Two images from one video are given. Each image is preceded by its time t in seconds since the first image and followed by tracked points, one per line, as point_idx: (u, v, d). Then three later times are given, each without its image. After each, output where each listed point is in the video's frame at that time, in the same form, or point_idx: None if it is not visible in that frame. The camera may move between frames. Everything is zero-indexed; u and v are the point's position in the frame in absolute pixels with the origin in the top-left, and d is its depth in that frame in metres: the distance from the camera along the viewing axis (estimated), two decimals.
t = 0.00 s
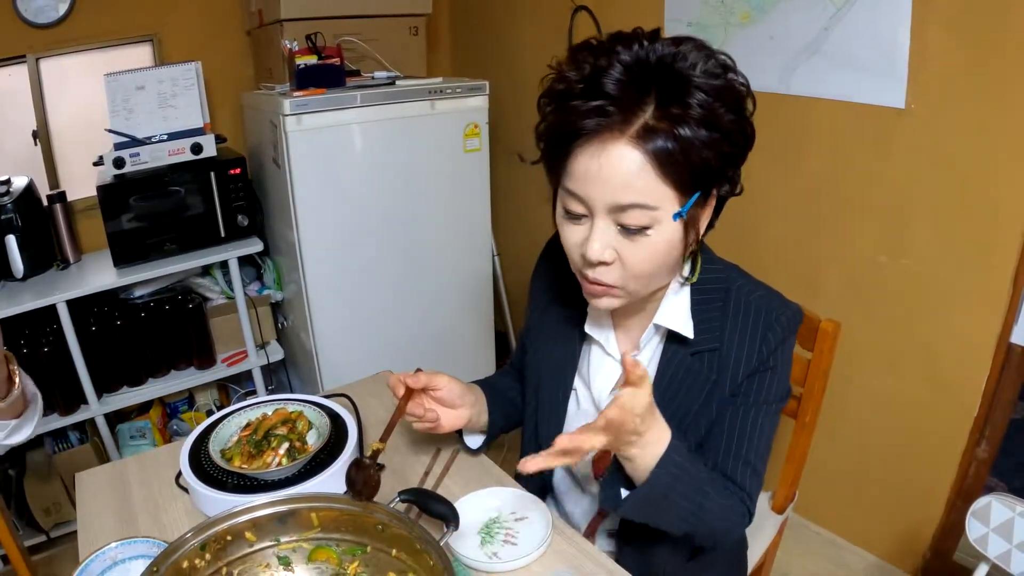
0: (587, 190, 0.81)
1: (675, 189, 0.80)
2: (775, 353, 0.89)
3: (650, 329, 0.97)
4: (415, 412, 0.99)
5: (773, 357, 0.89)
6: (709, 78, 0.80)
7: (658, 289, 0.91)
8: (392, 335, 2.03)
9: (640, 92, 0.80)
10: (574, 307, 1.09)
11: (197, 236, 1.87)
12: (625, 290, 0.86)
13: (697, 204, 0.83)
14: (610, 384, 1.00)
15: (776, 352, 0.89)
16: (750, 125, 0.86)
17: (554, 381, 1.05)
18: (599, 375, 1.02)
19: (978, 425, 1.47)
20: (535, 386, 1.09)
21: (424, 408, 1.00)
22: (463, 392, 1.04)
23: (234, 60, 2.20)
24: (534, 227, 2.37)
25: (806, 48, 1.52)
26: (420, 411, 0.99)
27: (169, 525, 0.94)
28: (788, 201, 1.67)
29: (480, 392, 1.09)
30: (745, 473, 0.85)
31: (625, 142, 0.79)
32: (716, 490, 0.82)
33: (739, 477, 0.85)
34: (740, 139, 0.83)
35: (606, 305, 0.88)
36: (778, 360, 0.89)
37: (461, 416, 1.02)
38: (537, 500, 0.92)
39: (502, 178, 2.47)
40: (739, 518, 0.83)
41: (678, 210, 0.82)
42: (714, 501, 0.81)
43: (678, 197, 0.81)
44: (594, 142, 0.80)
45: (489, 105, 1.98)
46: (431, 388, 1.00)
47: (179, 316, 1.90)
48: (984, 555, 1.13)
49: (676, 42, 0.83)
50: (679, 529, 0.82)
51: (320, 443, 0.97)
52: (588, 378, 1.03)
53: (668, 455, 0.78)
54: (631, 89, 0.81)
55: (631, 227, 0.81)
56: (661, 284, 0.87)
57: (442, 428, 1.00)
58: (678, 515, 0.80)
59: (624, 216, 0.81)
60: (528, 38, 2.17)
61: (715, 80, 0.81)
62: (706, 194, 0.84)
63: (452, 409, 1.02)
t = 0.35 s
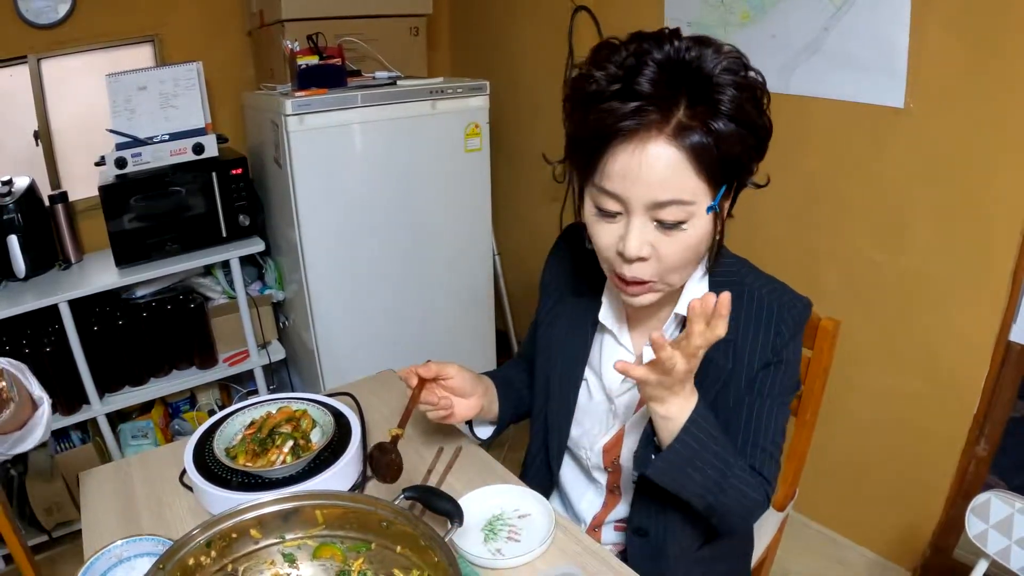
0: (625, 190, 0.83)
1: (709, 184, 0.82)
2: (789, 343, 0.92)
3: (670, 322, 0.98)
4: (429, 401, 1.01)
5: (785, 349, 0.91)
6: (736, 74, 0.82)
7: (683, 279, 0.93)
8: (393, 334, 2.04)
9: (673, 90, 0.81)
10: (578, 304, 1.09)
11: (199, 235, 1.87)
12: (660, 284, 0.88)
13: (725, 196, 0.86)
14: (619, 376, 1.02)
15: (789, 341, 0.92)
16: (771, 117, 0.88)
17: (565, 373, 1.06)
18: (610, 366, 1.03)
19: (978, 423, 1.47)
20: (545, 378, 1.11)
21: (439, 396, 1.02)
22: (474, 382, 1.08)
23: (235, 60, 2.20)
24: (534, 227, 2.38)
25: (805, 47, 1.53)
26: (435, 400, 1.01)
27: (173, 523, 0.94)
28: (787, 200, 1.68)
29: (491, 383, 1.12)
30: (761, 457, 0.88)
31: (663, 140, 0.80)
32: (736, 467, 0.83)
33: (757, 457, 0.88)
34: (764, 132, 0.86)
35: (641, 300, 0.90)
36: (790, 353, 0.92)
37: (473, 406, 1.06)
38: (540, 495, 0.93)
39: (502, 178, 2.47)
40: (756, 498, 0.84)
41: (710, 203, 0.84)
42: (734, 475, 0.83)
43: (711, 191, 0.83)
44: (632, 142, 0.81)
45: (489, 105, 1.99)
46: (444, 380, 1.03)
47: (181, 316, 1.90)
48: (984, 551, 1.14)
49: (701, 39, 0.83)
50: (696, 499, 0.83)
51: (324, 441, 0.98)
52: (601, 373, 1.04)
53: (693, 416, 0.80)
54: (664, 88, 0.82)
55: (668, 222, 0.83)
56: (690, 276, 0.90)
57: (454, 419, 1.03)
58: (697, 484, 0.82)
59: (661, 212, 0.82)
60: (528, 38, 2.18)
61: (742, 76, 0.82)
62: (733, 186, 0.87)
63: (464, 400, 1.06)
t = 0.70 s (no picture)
0: (645, 182, 0.83)
1: (727, 178, 0.83)
2: (798, 334, 0.94)
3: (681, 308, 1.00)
4: (439, 388, 1.04)
5: (794, 338, 0.94)
6: (754, 72, 0.83)
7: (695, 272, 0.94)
8: (395, 333, 2.04)
9: (694, 88, 0.82)
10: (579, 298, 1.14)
11: (199, 235, 1.88)
12: (675, 275, 0.89)
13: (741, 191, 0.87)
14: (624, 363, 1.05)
15: (799, 332, 0.94)
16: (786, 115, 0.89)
17: (574, 361, 1.10)
18: (616, 356, 1.06)
19: (977, 421, 1.48)
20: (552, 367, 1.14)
21: (448, 383, 1.05)
22: (481, 369, 1.09)
23: (235, 60, 2.21)
24: (534, 226, 2.38)
25: (804, 47, 1.53)
26: (444, 387, 1.04)
27: (175, 521, 0.95)
28: (787, 199, 1.69)
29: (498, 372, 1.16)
30: (769, 444, 0.90)
31: (683, 136, 0.81)
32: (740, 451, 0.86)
33: (764, 443, 0.90)
34: (779, 129, 0.87)
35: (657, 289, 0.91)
36: (799, 342, 0.94)
37: (481, 394, 1.08)
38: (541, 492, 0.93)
39: (502, 177, 2.48)
40: (763, 485, 0.86)
41: (727, 197, 0.85)
42: (737, 457, 0.85)
43: (728, 186, 0.84)
44: (652, 136, 0.82)
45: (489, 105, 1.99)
46: (452, 368, 1.05)
47: (181, 316, 1.90)
48: (983, 548, 1.15)
49: (721, 38, 0.85)
50: (698, 479, 0.86)
51: (326, 439, 0.98)
52: (608, 362, 1.06)
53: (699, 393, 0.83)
54: (686, 85, 0.82)
55: (685, 215, 0.84)
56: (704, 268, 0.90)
57: (465, 404, 1.07)
58: (701, 463, 0.85)
59: (679, 205, 0.83)
60: (527, 38, 2.19)
61: (760, 74, 0.83)
62: (748, 181, 0.87)
63: (473, 387, 1.08)
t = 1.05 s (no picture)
0: (640, 174, 0.84)
1: (721, 175, 0.84)
2: (795, 329, 0.95)
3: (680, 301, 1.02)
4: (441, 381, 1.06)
5: (791, 334, 0.94)
6: (754, 72, 0.84)
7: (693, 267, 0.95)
8: (394, 332, 2.05)
9: (693, 84, 0.83)
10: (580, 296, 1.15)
11: (199, 235, 1.89)
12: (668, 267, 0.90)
13: (736, 189, 0.87)
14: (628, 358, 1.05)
15: (796, 328, 0.95)
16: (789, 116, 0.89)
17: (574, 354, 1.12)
18: (618, 350, 1.07)
19: (974, 419, 1.49)
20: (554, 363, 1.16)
21: (452, 377, 1.07)
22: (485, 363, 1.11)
23: (235, 60, 2.21)
24: (533, 225, 2.39)
25: (801, 47, 1.54)
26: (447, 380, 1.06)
27: (178, 517, 0.96)
28: (784, 199, 1.70)
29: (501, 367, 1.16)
30: (763, 436, 0.90)
31: (678, 130, 0.82)
32: (730, 442, 0.88)
33: (755, 436, 0.91)
34: (778, 131, 0.87)
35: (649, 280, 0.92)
36: (796, 338, 0.94)
37: (484, 389, 1.09)
38: (541, 488, 0.94)
39: (501, 177, 2.49)
40: (748, 477, 0.87)
41: (721, 194, 0.86)
42: (725, 447, 0.87)
43: (722, 183, 0.85)
44: (649, 128, 0.83)
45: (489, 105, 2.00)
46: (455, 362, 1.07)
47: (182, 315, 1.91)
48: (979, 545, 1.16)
49: (727, 39, 0.86)
50: (683, 465, 0.89)
51: (327, 436, 0.99)
52: (609, 356, 1.07)
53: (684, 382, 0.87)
54: (685, 81, 0.84)
55: (678, 208, 0.85)
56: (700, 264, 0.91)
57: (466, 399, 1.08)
58: (686, 449, 0.88)
59: (672, 198, 0.84)
60: (526, 39, 2.19)
61: (761, 74, 0.84)
62: (744, 180, 0.88)
63: (477, 382, 1.09)
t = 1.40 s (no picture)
0: (627, 165, 0.87)
1: (706, 168, 0.86)
2: (793, 330, 0.96)
3: (679, 300, 1.04)
4: (440, 373, 1.07)
5: (789, 334, 0.96)
6: (741, 69, 0.86)
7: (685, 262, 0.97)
8: (396, 331, 2.07)
9: (679, 79, 0.86)
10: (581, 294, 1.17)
11: (201, 234, 1.90)
12: (656, 258, 0.92)
13: (724, 184, 0.89)
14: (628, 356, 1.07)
15: (794, 329, 0.96)
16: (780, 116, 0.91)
17: (574, 354, 1.13)
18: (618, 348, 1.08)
19: (971, 415, 1.51)
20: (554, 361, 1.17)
21: (452, 370, 1.08)
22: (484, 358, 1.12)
23: (236, 61, 2.23)
24: (533, 225, 2.41)
25: (798, 47, 1.56)
26: (446, 372, 1.08)
27: (184, 511, 0.97)
28: (781, 198, 1.71)
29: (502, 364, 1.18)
30: (762, 436, 0.92)
31: (663, 123, 0.84)
32: (728, 445, 0.89)
33: (754, 436, 0.92)
34: (767, 129, 0.89)
35: (639, 272, 0.94)
36: (794, 338, 0.96)
37: (483, 383, 1.11)
38: (542, 482, 0.96)
39: (501, 177, 2.50)
40: (747, 476, 0.89)
41: (707, 188, 0.87)
42: (723, 451, 0.89)
43: (707, 176, 0.87)
44: (634, 121, 0.86)
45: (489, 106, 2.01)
46: (454, 356, 1.08)
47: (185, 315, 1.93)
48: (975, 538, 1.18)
49: (718, 39, 0.88)
50: (681, 469, 0.91)
51: (331, 431, 1.01)
52: (609, 353, 1.09)
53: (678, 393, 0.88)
54: (672, 78, 0.86)
55: (663, 200, 0.87)
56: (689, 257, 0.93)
57: (466, 392, 1.09)
58: (685, 454, 0.89)
59: (657, 189, 0.87)
60: (526, 40, 2.21)
61: (748, 71, 0.86)
62: (732, 176, 0.89)
63: (476, 375, 1.11)
